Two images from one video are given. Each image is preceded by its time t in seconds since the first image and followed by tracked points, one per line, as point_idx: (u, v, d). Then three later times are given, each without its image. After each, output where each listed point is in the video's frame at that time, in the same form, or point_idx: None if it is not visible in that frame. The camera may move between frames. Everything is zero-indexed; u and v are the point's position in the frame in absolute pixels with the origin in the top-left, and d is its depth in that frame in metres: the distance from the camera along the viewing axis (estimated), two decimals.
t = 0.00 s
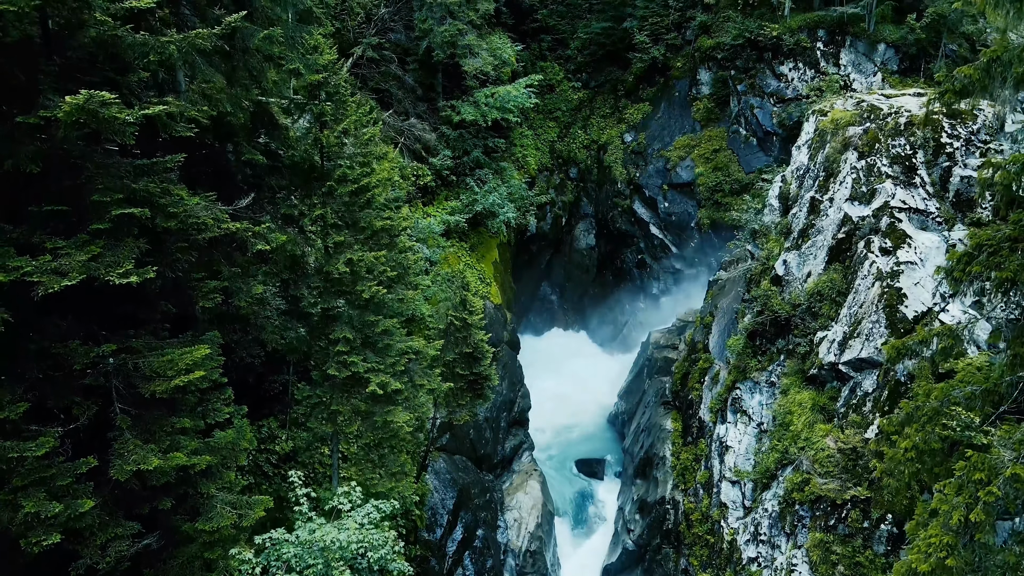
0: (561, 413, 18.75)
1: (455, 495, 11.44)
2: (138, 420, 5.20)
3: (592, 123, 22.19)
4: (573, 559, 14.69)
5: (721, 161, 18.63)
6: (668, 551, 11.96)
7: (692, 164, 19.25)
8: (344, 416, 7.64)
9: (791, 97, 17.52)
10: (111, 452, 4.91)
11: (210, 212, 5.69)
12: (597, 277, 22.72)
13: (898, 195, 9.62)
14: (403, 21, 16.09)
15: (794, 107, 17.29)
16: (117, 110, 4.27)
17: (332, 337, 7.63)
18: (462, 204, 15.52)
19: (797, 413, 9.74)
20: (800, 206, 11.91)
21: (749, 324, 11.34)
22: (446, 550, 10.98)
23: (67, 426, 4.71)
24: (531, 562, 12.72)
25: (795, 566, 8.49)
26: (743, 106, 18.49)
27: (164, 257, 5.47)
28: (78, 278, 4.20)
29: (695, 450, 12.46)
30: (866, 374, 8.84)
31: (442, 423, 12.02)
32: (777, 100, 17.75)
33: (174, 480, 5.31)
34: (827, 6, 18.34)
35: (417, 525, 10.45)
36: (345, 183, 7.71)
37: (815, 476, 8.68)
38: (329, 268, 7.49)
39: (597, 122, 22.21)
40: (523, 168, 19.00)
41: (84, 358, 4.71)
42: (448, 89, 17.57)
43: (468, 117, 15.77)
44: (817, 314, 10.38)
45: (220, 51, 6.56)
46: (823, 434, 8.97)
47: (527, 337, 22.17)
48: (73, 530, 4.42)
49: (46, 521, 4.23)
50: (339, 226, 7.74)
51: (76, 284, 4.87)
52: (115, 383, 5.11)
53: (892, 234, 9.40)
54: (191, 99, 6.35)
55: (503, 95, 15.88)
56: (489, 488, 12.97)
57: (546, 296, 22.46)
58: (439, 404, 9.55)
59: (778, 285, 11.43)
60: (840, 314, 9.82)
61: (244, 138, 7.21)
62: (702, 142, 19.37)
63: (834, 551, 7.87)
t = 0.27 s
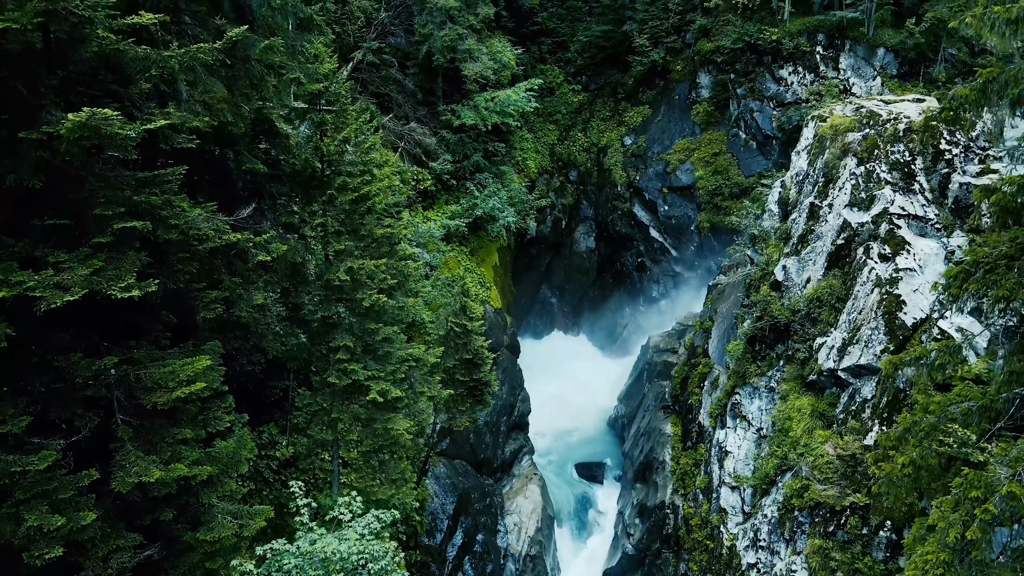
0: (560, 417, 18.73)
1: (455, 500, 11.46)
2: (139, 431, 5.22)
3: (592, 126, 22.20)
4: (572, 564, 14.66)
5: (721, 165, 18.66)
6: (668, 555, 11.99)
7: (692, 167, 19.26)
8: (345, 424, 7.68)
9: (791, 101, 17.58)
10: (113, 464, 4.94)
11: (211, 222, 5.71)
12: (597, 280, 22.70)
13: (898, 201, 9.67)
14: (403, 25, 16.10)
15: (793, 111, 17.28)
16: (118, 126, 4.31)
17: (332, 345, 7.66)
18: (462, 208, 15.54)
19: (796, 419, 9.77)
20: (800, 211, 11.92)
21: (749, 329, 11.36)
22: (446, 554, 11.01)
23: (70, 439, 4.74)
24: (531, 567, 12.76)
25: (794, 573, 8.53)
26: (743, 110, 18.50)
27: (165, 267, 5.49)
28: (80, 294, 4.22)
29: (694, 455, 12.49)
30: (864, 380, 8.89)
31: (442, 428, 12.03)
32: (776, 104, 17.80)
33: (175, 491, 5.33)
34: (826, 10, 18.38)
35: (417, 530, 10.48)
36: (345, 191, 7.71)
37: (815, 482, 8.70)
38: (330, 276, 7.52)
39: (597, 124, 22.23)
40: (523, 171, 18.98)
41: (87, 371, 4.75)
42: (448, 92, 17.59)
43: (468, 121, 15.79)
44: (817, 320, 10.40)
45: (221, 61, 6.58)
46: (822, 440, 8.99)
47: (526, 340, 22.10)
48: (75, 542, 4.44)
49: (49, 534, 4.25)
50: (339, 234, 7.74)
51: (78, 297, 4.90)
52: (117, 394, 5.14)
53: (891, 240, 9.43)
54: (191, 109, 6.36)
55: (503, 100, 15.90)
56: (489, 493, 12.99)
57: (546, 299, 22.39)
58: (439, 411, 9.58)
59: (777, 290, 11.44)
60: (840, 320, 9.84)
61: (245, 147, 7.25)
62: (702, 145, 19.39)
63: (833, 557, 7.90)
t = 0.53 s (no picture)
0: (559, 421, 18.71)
1: (455, 504, 11.48)
2: (141, 441, 5.24)
3: (592, 129, 22.24)
4: (572, 568, 14.68)
5: (720, 168, 18.69)
6: (668, 560, 12.01)
7: (692, 171, 19.30)
8: (345, 431, 7.70)
9: (790, 105, 17.67)
10: (114, 475, 4.96)
11: (212, 233, 5.74)
12: (596, 283, 22.70)
13: (896, 207, 9.72)
14: (404, 29, 16.11)
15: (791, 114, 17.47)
16: (121, 142, 4.33)
17: (332, 353, 7.68)
18: (462, 212, 15.55)
19: (795, 425, 9.78)
20: (799, 217, 11.93)
21: (749, 334, 11.38)
22: (446, 559, 11.03)
23: (71, 451, 4.76)
24: (531, 571, 12.79)
25: None
26: (742, 113, 18.64)
27: (166, 278, 5.51)
28: (82, 309, 4.24)
29: (694, 460, 12.52)
30: (864, 387, 8.90)
31: (442, 432, 12.05)
32: (775, 107, 17.93)
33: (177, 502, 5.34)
34: (825, 15, 18.42)
35: (417, 536, 10.49)
36: (346, 200, 7.72)
37: (814, 488, 8.72)
38: (331, 284, 7.55)
39: (597, 127, 22.24)
40: (522, 174, 18.98)
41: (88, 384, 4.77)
42: (448, 96, 17.61)
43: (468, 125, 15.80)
44: (816, 326, 10.41)
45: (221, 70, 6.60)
46: (821, 447, 9.01)
47: (526, 344, 21.97)
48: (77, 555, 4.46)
49: (51, 546, 4.27)
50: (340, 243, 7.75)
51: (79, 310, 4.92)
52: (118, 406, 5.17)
53: (890, 247, 9.45)
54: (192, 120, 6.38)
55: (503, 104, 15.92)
56: (489, 497, 13.01)
57: (546, 302, 22.23)
58: (439, 416, 9.61)
59: (776, 295, 11.46)
60: (839, 326, 9.85)
61: (246, 155, 7.27)
62: (702, 148, 19.42)
63: (832, 564, 7.92)
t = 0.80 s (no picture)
0: (559, 424, 18.75)
1: (455, 510, 11.50)
2: (142, 454, 5.26)
3: (591, 132, 22.29)
4: (573, 573, 14.67)
5: (720, 172, 18.69)
6: (667, 566, 12.03)
7: (691, 175, 19.30)
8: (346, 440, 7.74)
9: (789, 109, 17.71)
10: (116, 488, 4.99)
11: (213, 246, 5.76)
12: (597, 286, 22.74)
13: (895, 215, 9.74)
14: (404, 34, 16.17)
15: (791, 118, 17.50)
16: (122, 160, 4.34)
17: (333, 362, 7.71)
18: (462, 217, 15.59)
19: (794, 432, 9.81)
20: (799, 224, 11.95)
21: (748, 340, 11.41)
22: (446, 565, 11.06)
23: (74, 464, 4.80)
24: None
25: None
26: (741, 117, 18.65)
27: (168, 291, 5.55)
28: (84, 326, 4.26)
29: (693, 466, 12.55)
30: (863, 395, 8.95)
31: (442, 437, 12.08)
32: (774, 112, 17.95)
33: (179, 513, 5.37)
34: (825, 19, 18.41)
35: (418, 541, 10.52)
36: (347, 209, 7.71)
37: (813, 495, 8.74)
38: (331, 293, 7.57)
39: (597, 131, 22.30)
40: (522, 178, 19.04)
41: (90, 400, 4.79)
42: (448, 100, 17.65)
43: (468, 130, 15.84)
44: (815, 332, 10.42)
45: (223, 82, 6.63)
46: (820, 454, 9.04)
47: (526, 347, 21.99)
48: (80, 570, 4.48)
49: (53, 561, 4.30)
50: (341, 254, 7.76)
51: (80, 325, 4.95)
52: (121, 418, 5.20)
53: (889, 254, 9.47)
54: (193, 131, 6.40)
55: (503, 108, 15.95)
56: (489, 502, 13.03)
57: (545, 305, 22.29)
58: (440, 423, 9.65)
59: (776, 302, 11.49)
60: (838, 333, 9.86)
61: (247, 165, 7.32)
62: (701, 152, 19.44)
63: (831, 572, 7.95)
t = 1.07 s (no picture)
0: (559, 427, 18.79)
1: (455, 515, 11.53)
2: (144, 466, 5.29)
3: (591, 135, 22.33)
4: None
5: (720, 176, 18.72)
6: (666, 570, 12.06)
7: (691, 178, 19.34)
8: (347, 448, 7.77)
9: (789, 113, 17.74)
10: (118, 499, 5.01)
11: (214, 257, 5.78)
12: (596, 289, 22.78)
13: (895, 221, 9.73)
14: (404, 39, 16.20)
15: (790, 122, 17.53)
16: (123, 176, 4.37)
17: (333, 369, 7.74)
18: (462, 221, 15.62)
19: (794, 438, 9.83)
20: (798, 229, 11.98)
21: (747, 345, 11.44)
22: (446, 569, 11.09)
23: (77, 477, 4.84)
24: None
25: None
26: (741, 120, 18.67)
27: (169, 302, 5.59)
28: (87, 340, 4.28)
29: (693, 470, 12.57)
30: (862, 401, 8.97)
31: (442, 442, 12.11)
32: (774, 115, 17.96)
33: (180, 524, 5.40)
34: (824, 23, 18.43)
35: (418, 546, 10.54)
36: (348, 217, 7.73)
37: (812, 502, 8.76)
38: (331, 302, 7.59)
39: (597, 133, 22.32)
40: (522, 181, 19.08)
41: (92, 413, 4.82)
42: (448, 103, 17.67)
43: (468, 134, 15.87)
44: (814, 338, 10.45)
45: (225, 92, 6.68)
46: (819, 460, 9.06)
47: (526, 350, 22.03)
48: None
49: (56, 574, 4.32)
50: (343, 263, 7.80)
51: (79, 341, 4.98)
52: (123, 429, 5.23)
53: (888, 261, 9.49)
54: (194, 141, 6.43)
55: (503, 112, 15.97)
56: (489, 507, 13.06)
57: (545, 308, 22.34)
58: (440, 429, 9.69)
59: (775, 307, 11.52)
60: (837, 340, 9.87)
61: (248, 174, 7.35)
62: (701, 156, 19.47)
63: None
